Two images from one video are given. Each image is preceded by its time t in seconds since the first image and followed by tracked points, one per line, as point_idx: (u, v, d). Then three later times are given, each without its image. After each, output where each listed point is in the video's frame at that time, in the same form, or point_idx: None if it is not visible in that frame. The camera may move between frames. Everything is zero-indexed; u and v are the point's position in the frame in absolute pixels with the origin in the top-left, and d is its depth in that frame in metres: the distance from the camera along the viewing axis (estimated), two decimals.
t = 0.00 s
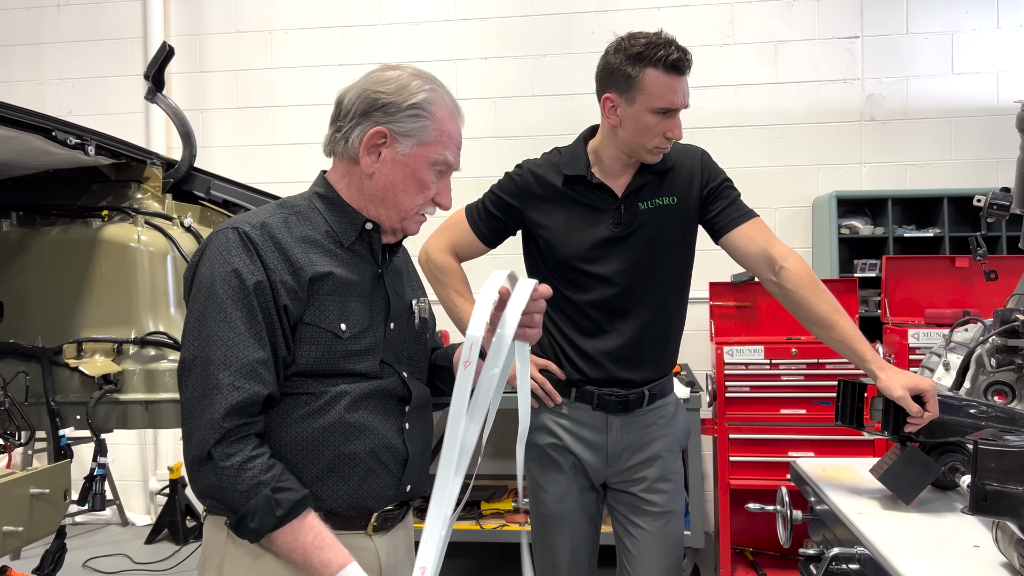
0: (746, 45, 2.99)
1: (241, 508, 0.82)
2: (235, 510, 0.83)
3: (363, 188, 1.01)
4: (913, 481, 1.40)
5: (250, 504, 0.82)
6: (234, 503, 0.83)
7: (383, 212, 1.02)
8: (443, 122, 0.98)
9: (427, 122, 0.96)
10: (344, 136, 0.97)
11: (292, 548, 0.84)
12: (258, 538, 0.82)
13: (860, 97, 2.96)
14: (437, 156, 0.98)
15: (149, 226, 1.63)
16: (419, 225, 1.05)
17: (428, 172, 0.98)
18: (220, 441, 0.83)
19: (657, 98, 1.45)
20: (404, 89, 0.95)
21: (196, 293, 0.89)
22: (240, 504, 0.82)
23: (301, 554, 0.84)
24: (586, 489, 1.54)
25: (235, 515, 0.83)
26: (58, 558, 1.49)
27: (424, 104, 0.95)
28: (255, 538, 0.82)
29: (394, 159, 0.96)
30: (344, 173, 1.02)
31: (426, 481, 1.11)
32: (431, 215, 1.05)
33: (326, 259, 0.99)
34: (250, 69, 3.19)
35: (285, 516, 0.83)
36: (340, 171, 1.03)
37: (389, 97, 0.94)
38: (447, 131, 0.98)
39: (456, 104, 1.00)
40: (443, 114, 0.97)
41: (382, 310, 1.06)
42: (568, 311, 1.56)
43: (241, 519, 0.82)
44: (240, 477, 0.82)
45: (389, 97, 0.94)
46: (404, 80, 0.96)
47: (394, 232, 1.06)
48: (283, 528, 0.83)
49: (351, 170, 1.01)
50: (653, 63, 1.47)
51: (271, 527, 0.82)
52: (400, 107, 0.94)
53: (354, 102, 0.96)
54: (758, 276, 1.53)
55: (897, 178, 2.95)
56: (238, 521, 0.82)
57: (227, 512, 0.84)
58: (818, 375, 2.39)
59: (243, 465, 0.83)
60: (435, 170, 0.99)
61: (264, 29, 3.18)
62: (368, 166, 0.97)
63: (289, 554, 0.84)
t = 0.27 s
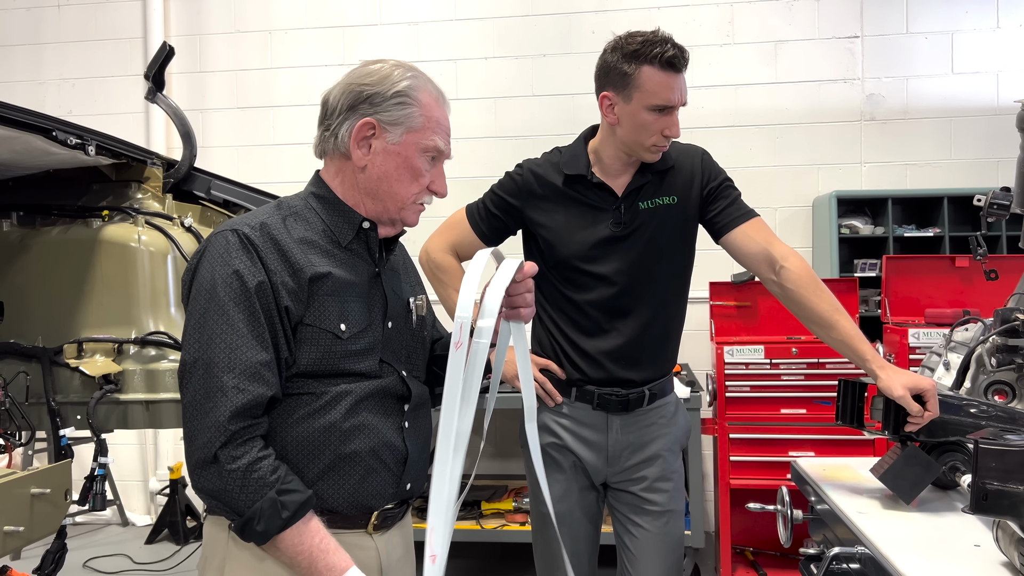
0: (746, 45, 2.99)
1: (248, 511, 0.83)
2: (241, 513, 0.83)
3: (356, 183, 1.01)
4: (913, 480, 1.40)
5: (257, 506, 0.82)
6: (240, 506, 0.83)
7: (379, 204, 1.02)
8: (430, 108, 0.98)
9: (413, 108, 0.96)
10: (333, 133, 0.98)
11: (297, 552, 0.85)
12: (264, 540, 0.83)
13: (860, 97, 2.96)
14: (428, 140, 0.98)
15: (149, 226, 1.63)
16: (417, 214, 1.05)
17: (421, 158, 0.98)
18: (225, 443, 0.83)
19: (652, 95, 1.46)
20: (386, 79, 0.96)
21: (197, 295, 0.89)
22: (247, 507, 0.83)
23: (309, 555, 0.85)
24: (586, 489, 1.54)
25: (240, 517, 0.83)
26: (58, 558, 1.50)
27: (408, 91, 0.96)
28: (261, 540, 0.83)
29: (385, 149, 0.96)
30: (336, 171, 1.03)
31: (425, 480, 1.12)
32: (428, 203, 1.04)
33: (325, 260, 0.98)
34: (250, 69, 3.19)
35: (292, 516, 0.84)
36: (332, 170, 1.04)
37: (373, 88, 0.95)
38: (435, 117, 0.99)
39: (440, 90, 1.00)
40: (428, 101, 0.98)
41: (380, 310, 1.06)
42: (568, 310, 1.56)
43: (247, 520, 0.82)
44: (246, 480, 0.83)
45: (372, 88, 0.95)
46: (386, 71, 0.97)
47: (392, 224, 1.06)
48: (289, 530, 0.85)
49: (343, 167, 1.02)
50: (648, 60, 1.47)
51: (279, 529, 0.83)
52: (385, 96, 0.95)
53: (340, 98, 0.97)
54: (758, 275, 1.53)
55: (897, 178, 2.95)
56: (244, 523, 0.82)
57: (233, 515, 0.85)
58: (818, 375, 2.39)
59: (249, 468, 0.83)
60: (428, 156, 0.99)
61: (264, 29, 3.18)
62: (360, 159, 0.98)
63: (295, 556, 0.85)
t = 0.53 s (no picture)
0: (746, 45, 2.99)
1: (258, 505, 0.82)
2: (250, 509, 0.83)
3: (349, 182, 1.01)
4: (913, 480, 1.40)
5: (271, 495, 0.82)
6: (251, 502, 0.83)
7: (371, 202, 1.02)
8: (420, 105, 0.98)
9: (403, 105, 0.96)
10: (324, 133, 0.98)
11: (318, 540, 0.84)
12: (279, 532, 0.82)
13: (860, 97, 2.96)
14: (419, 138, 0.98)
15: (149, 227, 1.63)
16: (410, 213, 1.04)
17: (412, 156, 0.98)
18: (230, 441, 0.83)
19: (646, 93, 1.46)
20: (376, 77, 0.96)
21: (192, 298, 0.89)
22: (256, 502, 0.82)
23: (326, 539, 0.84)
24: (586, 489, 1.54)
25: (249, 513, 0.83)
26: (58, 558, 1.50)
27: (397, 88, 0.96)
28: (277, 531, 0.82)
29: (376, 147, 0.96)
30: (328, 171, 1.03)
31: (421, 480, 1.12)
32: (421, 202, 1.04)
33: (319, 260, 0.98)
34: (250, 69, 3.19)
35: (305, 504, 0.83)
36: (324, 170, 1.04)
37: (362, 86, 0.96)
38: (426, 113, 0.99)
39: (430, 87, 1.01)
40: (418, 97, 0.98)
41: (375, 309, 1.06)
42: (567, 310, 1.56)
43: (262, 512, 0.81)
44: (255, 475, 0.82)
45: (361, 87, 0.96)
46: (375, 69, 0.97)
47: (385, 223, 1.06)
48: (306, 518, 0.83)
49: (335, 167, 1.02)
50: (641, 59, 1.47)
51: (294, 516, 0.82)
52: (375, 94, 0.95)
53: (330, 98, 0.98)
54: (757, 276, 1.53)
55: (897, 178, 2.95)
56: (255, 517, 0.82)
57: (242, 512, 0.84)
58: (817, 375, 2.39)
59: (256, 462, 0.83)
60: (419, 153, 0.99)
61: (264, 29, 3.18)
62: (352, 158, 0.98)
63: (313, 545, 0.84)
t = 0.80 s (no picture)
0: (745, 45, 2.99)
1: (291, 493, 0.82)
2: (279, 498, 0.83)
3: (343, 183, 1.01)
4: (912, 481, 1.40)
5: (312, 473, 0.82)
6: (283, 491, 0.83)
7: (366, 204, 1.02)
8: (419, 110, 0.98)
9: (402, 111, 0.96)
10: (321, 133, 0.98)
11: (366, 511, 0.84)
12: (324, 510, 0.82)
13: (860, 97, 2.96)
14: (416, 144, 0.98)
15: (148, 227, 1.63)
16: (403, 216, 1.05)
17: (408, 161, 0.98)
18: (256, 431, 0.83)
19: (638, 91, 1.46)
20: (376, 80, 0.96)
21: (194, 299, 0.89)
22: (285, 491, 0.83)
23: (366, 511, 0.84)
24: (585, 489, 1.54)
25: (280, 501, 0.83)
26: (57, 558, 1.50)
27: (397, 93, 0.96)
28: (323, 507, 0.81)
29: (372, 150, 0.96)
30: (325, 171, 1.03)
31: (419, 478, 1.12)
32: (415, 206, 1.04)
33: (318, 257, 0.99)
34: (249, 69, 3.19)
35: (347, 476, 0.84)
36: (321, 169, 1.04)
37: (362, 88, 0.95)
38: (424, 119, 0.98)
39: (430, 92, 1.00)
40: (417, 102, 0.98)
41: (375, 306, 1.06)
42: (566, 310, 1.56)
43: (305, 491, 0.81)
44: (287, 460, 0.82)
45: (361, 90, 0.95)
46: (375, 72, 0.97)
47: (381, 225, 1.06)
48: (349, 491, 0.84)
49: (331, 167, 1.02)
50: (634, 56, 1.48)
51: (337, 490, 0.82)
52: (374, 97, 0.95)
53: (329, 98, 0.97)
54: (758, 276, 1.53)
55: (896, 179, 2.95)
56: (293, 500, 0.82)
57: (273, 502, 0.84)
58: (817, 375, 2.39)
59: (286, 447, 0.83)
60: (415, 159, 0.99)
61: (263, 30, 3.18)
62: (346, 160, 0.98)
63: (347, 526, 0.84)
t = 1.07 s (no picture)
0: (744, 46, 2.99)
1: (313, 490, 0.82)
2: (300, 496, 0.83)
3: (345, 183, 1.01)
4: (912, 481, 1.40)
5: (330, 468, 0.82)
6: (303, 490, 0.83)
7: (368, 204, 1.01)
8: (421, 109, 0.98)
9: (403, 110, 0.96)
10: (322, 133, 0.98)
11: (391, 499, 0.84)
12: (344, 504, 0.82)
13: (859, 98, 2.96)
14: (418, 143, 0.97)
15: (147, 227, 1.63)
16: (406, 215, 1.04)
17: (409, 160, 0.98)
18: (274, 432, 0.83)
19: (634, 90, 1.46)
20: (377, 79, 0.95)
21: (201, 304, 0.89)
22: (306, 489, 0.83)
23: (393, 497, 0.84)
24: (585, 489, 1.54)
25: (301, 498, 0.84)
26: (56, 559, 1.49)
27: (398, 92, 0.96)
28: (344, 501, 0.81)
29: (373, 149, 0.96)
30: (326, 171, 1.03)
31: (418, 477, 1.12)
32: (418, 205, 1.04)
33: (321, 260, 0.99)
34: (248, 70, 3.19)
35: (363, 469, 0.83)
36: (323, 170, 1.04)
37: (363, 88, 0.95)
38: (426, 118, 0.98)
39: (432, 91, 1.00)
40: (419, 102, 0.97)
41: (376, 309, 1.06)
42: (566, 311, 1.56)
43: (325, 487, 0.81)
44: (305, 459, 0.82)
45: (362, 89, 0.95)
46: (377, 71, 0.97)
47: (383, 225, 1.05)
48: (368, 481, 0.83)
49: (332, 167, 1.02)
50: (630, 55, 1.47)
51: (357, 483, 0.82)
52: (375, 96, 0.95)
53: (330, 98, 0.97)
54: (757, 277, 1.53)
55: (896, 179, 2.95)
56: (314, 498, 0.82)
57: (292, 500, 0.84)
58: (816, 375, 2.39)
59: (305, 445, 0.83)
60: (417, 158, 0.98)
61: (262, 30, 3.18)
62: (348, 159, 0.98)
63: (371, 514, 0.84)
